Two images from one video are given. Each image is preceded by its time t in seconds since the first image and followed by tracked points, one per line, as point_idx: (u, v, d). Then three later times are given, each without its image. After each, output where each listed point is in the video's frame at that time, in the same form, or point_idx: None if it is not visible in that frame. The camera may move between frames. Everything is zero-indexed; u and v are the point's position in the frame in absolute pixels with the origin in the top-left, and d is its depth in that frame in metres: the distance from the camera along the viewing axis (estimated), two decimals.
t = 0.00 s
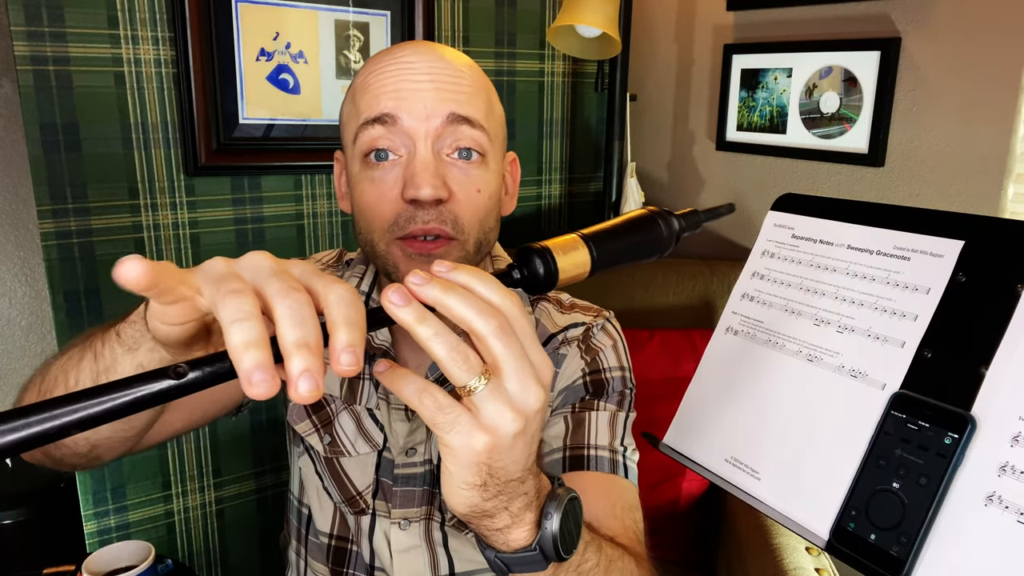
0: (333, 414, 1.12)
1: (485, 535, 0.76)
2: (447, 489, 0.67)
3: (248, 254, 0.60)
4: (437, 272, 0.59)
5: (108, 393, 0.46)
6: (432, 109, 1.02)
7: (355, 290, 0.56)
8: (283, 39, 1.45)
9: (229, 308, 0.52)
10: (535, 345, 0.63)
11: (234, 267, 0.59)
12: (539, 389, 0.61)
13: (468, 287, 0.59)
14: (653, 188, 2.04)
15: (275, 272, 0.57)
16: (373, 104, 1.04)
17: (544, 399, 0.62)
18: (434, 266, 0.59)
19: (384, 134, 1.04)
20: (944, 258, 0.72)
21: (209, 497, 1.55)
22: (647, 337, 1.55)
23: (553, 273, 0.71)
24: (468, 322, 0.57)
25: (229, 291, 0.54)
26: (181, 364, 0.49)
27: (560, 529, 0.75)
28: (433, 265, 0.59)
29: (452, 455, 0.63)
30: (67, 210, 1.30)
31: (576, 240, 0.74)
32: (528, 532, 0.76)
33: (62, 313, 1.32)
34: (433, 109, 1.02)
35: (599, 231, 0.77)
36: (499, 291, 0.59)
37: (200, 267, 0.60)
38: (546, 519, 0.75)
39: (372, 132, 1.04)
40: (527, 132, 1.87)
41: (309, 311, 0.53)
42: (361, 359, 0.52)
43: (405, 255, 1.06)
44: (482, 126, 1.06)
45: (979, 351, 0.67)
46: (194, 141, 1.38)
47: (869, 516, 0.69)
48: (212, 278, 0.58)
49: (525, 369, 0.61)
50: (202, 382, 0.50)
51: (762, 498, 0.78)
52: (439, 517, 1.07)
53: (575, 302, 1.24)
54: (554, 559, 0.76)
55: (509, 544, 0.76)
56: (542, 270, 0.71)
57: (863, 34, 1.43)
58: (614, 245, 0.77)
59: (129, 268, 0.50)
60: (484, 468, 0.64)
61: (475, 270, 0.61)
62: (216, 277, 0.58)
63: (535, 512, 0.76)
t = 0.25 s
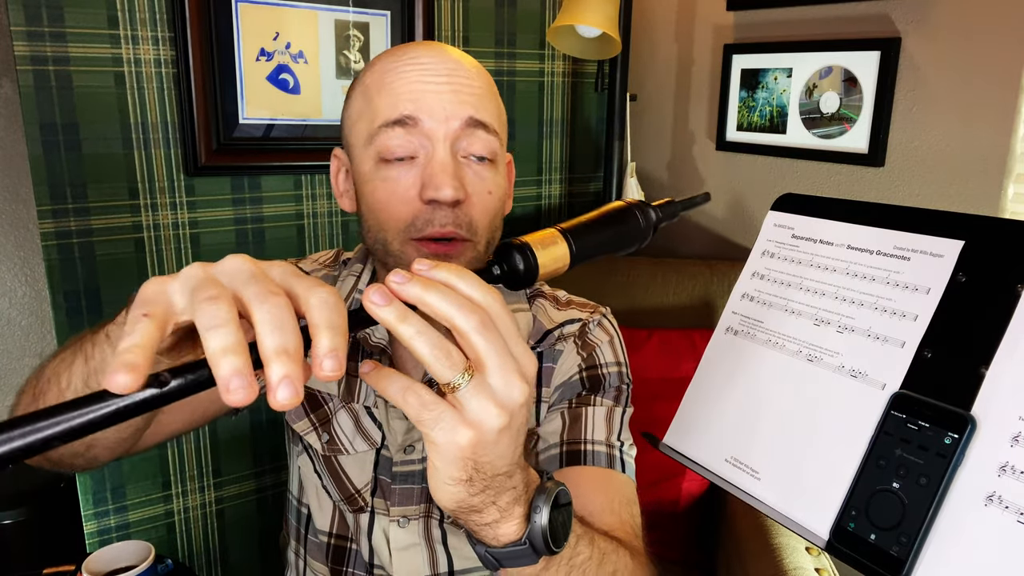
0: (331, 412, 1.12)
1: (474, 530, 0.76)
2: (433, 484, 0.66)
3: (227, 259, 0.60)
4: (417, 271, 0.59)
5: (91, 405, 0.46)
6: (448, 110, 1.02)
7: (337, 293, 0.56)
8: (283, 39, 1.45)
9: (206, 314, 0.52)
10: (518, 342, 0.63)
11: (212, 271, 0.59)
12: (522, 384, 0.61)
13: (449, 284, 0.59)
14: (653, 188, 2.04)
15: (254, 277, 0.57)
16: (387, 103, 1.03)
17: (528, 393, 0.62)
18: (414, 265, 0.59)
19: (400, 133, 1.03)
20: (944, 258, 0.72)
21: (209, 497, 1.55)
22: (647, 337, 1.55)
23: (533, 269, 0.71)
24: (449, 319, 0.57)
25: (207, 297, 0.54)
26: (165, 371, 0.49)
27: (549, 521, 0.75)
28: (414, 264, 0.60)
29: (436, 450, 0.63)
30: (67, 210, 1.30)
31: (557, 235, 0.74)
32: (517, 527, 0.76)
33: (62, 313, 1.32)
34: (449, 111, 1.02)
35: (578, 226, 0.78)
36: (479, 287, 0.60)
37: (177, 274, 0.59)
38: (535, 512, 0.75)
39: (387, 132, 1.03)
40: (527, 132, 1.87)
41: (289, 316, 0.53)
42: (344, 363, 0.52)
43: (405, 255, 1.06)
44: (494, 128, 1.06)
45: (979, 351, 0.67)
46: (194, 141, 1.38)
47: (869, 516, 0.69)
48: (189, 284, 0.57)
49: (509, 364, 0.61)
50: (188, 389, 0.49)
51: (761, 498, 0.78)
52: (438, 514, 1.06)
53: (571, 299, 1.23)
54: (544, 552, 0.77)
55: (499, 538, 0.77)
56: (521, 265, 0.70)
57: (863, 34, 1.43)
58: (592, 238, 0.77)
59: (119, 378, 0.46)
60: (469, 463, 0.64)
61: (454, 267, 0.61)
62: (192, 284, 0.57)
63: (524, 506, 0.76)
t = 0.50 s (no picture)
0: (326, 415, 1.12)
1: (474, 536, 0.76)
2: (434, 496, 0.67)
3: (220, 283, 0.59)
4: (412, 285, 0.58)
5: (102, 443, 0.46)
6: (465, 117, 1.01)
7: (333, 315, 0.56)
8: (283, 39, 1.45)
9: (206, 346, 0.51)
10: (516, 353, 0.62)
11: (209, 297, 0.58)
12: (521, 395, 0.61)
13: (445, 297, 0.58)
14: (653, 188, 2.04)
15: (251, 302, 0.57)
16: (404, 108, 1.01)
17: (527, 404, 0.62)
18: (409, 279, 0.59)
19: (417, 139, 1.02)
20: (944, 258, 0.72)
21: (209, 497, 1.55)
22: (647, 337, 1.55)
23: (529, 273, 0.68)
24: (446, 334, 0.57)
25: (207, 327, 0.54)
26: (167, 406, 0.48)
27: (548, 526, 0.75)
28: (408, 278, 0.59)
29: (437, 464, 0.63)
30: (67, 210, 1.30)
31: (550, 235, 0.71)
32: (516, 531, 0.76)
33: (62, 313, 1.32)
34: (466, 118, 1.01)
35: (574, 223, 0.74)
36: (475, 300, 0.59)
37: (173, 299, 0.60)
38: (535, 517, 0.75)
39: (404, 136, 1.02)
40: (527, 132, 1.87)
41: (288, 342, 0.52)
42: (344, 387, 0.51)
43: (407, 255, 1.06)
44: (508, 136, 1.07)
45: (979, 351, 0.67)
46: (194, 141, 1.38)
47: (869, 516, 0.69)
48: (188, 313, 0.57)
49: (507, 376, 0.60)
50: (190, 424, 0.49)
51: (761, 498, 0.78)
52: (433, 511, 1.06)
53: (561, 295, 1.22)
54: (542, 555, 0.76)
55: (499, 544, 0.76)
56: (517, 271, 0.68)
57: (863, 34, 1.43)
58: (588, 236, 0.74)
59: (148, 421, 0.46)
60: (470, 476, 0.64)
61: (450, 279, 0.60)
62: (191, 310, 0.58)
63: (523, 512, 0.76)
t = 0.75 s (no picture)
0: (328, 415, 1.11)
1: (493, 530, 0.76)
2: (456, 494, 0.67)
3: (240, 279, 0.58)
4: (432, 284, 0.57)
5: (125, 445, 0.44)
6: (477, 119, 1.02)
7: (357, 313, 0.55)
8: (283, 39, 1.45)
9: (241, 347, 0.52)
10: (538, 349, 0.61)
11: (232, 296, 0.58)
12: (542, 391, 0.61)
13: (466, 296, 0.57)
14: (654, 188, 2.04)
15: (275, 300, 0.56)
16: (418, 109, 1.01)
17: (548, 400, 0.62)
18: (429, 277, 0.57)
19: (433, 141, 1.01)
20: (944, 258, 0.72)
21: (209, 497, 1.55)
22: (647, 338, 1.55)
23: (548, 270, 0.68)
24: (468, 333, 0.57)
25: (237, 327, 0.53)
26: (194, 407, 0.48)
27: (566, 519, 0.76)
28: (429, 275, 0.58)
29: (461, 461, 0.63)
30: (67, 210, 1.30)
31: (568, 233, 0.71)
32: (534, 527, 0.76)
33: (62, 313, 1.32)
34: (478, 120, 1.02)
35: (589, 222, 0.73)
36: (495, 298, 0.58)
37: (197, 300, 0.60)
38: (553, 512, 0.75)
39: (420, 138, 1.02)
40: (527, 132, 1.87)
41: (319, 340, 0.53)
42: (377, 381, 0.53)
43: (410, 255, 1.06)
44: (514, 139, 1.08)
45: (979, 351, 0.67)
46: (194, 140, 1.38)
47: (869, 516, 0.69)
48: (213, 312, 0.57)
49: (528, 373, 0.60)
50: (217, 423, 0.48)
51: (761, 498, 0.78)
52: (436, 509, 1.07)
53: (559, 291, 1.23)
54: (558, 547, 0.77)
55: (517, 539, 0.76)
56: (536, 269, 0.67)
57: (863, 34, 1.43)
58: (605, 235, 0.73)
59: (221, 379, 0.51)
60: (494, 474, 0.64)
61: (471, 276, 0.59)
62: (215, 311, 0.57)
63: (541, 507, 0.76)
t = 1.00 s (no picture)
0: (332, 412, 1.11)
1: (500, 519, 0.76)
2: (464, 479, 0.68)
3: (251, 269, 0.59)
4: (440, 272, 0.57)
5: (138, 426, 0.44)
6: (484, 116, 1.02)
7: (365, 299, 0.55)
8: (283, 39, 1.45)
9: (246, 329, 0.52)
10: (543, 337, 0.62)
11: (241, 284, 0.58)
12: (549, 379, 0.61)
13: (473, 284, 0.57)
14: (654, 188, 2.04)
15: (284, 286, 0.56)
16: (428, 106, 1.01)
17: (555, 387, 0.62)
18: (437, 265, 0.57)
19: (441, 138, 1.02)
20: (944, 258, 0.72)
21: (209, 497, 1.55)
22: (647, 337, 1.55)
23: (551, 261, 0.67)
24: (475, 320, 0.56)
25: (245, 311, 0.54)
26: (205, 389, 0.48)
27: (571, 507, 0.76)
28: (436, 264, 0.58)
29: (469, 447, 0.64)
30: (67, 210, 1.30)
31: (571, 225, 0.71)
32: (540, 514, 0.76)
33: (62, 313, 1.32)
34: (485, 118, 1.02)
35: (592, 214, 0.73)
36: (502, 286, 0.58)
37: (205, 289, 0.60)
38: (558, 500, 0.76)
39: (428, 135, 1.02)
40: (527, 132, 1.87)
41: (326, 323, 0.52)
42: (383, 365, 0.51)
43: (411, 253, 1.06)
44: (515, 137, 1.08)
45: (979, 351, 0.67)
46: (194, 140, 1.38)
47: (869, 516, 0.69)
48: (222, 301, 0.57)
49: (535, 360, 0.60)
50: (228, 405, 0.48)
51: (762, 498, 0.78)
52: (440, 505, 1.07)
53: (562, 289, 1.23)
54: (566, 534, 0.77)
55: (523, 526, 0.77)
56: (539, 259, 0.67)
57: (863, 34, 1.43)
58: (607, 227, 0.73)
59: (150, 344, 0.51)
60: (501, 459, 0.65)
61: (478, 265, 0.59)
62: (223, 299, 0.58)
63: (546, 495, 0.76)
